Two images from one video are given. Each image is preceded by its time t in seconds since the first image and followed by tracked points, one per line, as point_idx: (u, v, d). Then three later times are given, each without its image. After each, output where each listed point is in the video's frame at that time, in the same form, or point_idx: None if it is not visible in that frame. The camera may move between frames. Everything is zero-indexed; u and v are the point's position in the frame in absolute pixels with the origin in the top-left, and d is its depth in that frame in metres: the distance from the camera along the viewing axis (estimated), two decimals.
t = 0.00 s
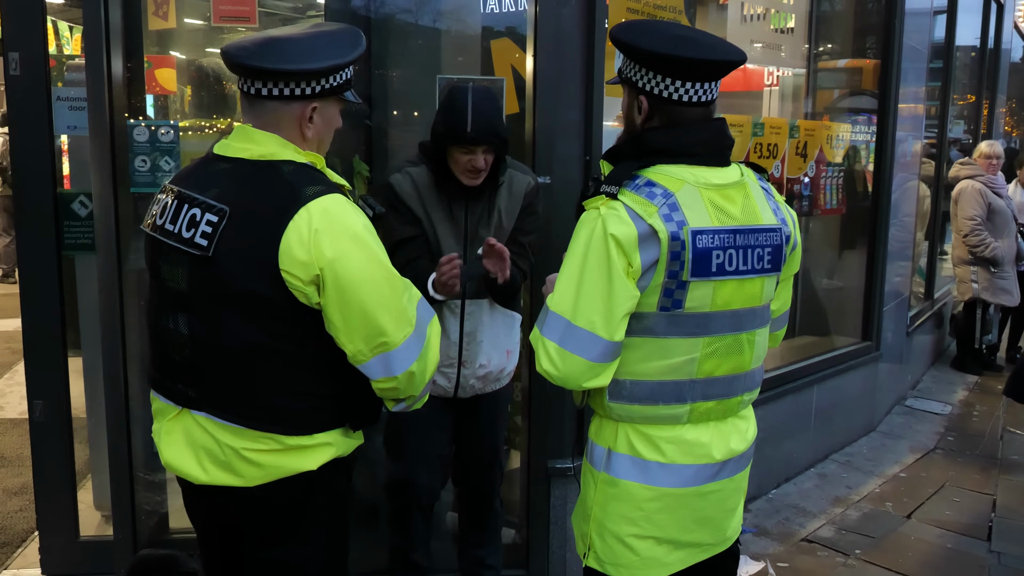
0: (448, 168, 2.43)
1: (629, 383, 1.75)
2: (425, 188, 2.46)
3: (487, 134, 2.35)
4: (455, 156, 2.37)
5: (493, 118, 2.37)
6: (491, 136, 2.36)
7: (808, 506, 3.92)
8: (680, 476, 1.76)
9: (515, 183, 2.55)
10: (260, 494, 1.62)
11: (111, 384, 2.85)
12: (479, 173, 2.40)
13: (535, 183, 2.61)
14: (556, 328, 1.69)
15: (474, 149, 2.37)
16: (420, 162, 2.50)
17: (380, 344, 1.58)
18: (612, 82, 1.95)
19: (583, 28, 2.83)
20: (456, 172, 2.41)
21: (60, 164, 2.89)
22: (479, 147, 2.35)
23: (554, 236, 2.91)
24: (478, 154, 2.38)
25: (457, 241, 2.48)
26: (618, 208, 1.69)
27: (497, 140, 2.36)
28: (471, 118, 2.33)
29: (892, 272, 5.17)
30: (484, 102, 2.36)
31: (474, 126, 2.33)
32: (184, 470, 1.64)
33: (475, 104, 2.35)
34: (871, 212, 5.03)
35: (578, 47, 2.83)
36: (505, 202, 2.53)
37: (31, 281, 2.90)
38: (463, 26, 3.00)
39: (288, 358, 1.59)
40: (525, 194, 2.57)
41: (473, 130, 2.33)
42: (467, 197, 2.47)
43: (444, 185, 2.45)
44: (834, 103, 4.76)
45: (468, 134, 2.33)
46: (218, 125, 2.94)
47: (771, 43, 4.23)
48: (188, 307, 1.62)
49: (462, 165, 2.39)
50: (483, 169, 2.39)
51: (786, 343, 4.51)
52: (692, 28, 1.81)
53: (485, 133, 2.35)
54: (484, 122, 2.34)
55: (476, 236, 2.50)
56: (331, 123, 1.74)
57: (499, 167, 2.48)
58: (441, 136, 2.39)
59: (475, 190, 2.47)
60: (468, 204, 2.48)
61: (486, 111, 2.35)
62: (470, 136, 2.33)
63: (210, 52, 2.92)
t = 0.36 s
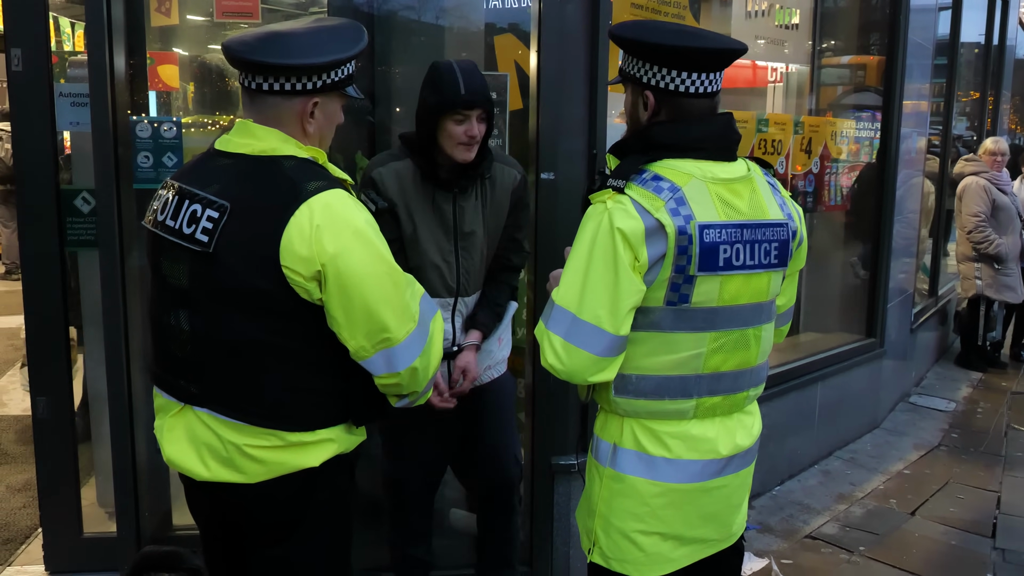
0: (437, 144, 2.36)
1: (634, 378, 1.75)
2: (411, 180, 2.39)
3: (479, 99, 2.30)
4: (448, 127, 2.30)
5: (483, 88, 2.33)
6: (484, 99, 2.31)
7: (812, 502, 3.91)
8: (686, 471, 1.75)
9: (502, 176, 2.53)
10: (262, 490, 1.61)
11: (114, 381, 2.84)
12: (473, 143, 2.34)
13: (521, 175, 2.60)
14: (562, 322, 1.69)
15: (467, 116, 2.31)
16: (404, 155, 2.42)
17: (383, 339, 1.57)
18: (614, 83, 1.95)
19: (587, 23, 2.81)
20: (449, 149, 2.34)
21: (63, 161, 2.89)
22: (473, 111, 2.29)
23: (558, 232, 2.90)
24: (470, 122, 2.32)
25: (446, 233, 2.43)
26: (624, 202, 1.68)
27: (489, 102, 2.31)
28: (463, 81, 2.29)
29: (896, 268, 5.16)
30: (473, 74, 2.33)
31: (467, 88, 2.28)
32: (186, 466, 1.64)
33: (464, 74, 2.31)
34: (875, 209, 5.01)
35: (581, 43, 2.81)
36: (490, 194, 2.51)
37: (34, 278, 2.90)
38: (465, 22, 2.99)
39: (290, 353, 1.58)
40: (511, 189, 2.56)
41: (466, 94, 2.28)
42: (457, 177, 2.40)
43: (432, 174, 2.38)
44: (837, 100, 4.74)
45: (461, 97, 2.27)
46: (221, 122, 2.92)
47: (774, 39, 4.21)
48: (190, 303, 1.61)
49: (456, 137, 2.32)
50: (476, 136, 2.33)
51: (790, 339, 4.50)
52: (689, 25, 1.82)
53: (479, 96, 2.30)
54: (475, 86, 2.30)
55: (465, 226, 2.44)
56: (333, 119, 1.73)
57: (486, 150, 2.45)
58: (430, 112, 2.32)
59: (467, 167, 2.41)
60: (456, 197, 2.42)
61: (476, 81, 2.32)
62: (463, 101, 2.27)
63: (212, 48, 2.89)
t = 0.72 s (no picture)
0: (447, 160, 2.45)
1: (638, 374, 1.74)
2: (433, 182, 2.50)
3: (468, 130, 2.29)
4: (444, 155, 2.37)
5: (480, 112, 2.29)
6: (474, 135, 2.29)
7: (816, 498, 3.90)
8: (689, 467, 1.74)
9: (527, 188, 2.51)
10: (263, 488, 1.61)
11: (115, 379, 2.84)
12: (469, 171, 2.39)
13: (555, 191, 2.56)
14: (565, 318, 1.67)
15: (457, 150, 2.34)
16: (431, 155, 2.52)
17: (384, 336, 1.56)
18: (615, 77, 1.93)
19: (590, 18, 2.79)
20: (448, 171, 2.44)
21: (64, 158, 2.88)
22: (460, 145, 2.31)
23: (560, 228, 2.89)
24: (462, 155, 2.34)
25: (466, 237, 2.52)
26: (627, 198, 1.67)
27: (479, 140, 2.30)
28: (456, 116, 2.29)
29: (900, 263, 5.14)
30: (473, 103, 2.29)
31: (455, 121, 2.29)
32: (187, 464, 1.63)
33: (462, 105, 2.29)
34: (879, 204, 4.99)
35: (583, 37, 2.80)
36: (516, 201, 2.52)
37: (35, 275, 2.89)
38: (466, 18, 2.97)
39: (289, 350, 1.57)
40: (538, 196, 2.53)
41: (454, 128, 2.29)
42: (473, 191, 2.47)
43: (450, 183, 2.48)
44: (840, 95, 4.72)
45: (451, 131, 2.30)
46: (222, 119, 2.90)
47: (777, 33, 4.19)
48: (190, 300, 1.60)
49: (451, 164, 2.39)
50: (469, 168, 2.37)
51: (793, 335, 4.49)
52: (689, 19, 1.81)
53: (466, 129, 2.28)
54: (466, 116, 2.28)
55: (482, 231, 2.52)
56: (333, 114, 1.72)
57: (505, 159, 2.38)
58: (435, 134, 2.38)
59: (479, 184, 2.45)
60: (474, 203, 2.49)
61: (470, 106, 2.29)
62: (453, 136, 2.30)
63: (213, 45, 2.87)
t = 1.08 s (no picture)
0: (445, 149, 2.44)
1: (637, 368, 1.73)
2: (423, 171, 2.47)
3: (485, 120, 2.34)
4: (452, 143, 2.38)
5: (493, 104, 2.35)
6: (487, 121, 2.34)
7: (817, 492, 3.90)
8: (689, 462, 1.74)
9: (518, 174, 2.52)
10: (263, 484, 1.60)
11: (115, 376, 2.83)
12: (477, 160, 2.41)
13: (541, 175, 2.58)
14: (563, 313, 1.67)
15: (470, 137, 2.36)
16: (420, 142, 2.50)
17: (384, 331, 1.56)
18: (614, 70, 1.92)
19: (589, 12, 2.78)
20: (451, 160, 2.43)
21: (62, 155, 2.88)
22: (477, 134, 2.34)
23: (560, 222, 2.88)
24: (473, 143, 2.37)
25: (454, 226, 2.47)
26: (625, 191, 1.66)
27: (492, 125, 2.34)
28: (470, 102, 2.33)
29: (900, 256, 5.13)
30: (484, 89, 2.35)
31: (472, 110, 2.32)
32: (186, 461, 1.63)
33: (475, 91, 2.34)
34: (879, 198, 4.98)
35: (582, 31, 2.78)
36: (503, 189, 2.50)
37: (34, 273, 2.89)
38: (466, 13, 2.95)
39: (289, 346, 1.56)
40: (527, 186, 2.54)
41: (471, 116, 2.32)
42: (465, 181, 2.45)
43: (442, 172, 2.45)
44: (839, 88, 4.70)
45: (467, 121, 2.33)
46: (221, 115, 2.89)
47: (777, 27, 4.17)
48: (188, 296, 1.60)
49: (458, 153, 2.39)
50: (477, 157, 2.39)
51: (794, 329, 4.49)
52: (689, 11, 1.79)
53: (484, 118, 2.33)
54: (483, 108, 2.33)
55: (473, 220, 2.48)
56: (331, 109, 1.71)
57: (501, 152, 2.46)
58: (439, 124, 2.38)
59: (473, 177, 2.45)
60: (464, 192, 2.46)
61: (485, 97, 2.34)
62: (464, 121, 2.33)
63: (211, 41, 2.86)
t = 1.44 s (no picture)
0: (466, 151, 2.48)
1: (635, 369, 1.72)
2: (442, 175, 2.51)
3: (501, 115, 2.41)
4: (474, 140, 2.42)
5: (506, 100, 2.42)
6: (505, 115, 2.41)
7: (816, 493, 3.90)
8: (687, 462, 1.73)
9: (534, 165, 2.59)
10: (260, 483, 1.60)
11: (114, 373, 2.83)
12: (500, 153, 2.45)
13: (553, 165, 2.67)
14: (561, 314, 1.66)
15: (490, 132, 2.41)
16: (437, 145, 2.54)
17: (381, 331, 1.55)
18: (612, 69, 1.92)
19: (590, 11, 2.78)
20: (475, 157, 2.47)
21: (61, 153, 2.87)
22: (495, 125, 2.39)
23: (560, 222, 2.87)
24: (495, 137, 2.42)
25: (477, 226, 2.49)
26: (622, 192, 1.66)
27: (511, 118, 2.41)
28: (484, 99, 2.41)
29: (900, 257, 5.13)
30: (495, 87, 2.43)
31: (487, 105, 2.40)
32: (183, 460, 1.62)
33: (486, 90, 2.42)
34: (880, 198, 4.98)
35: (582, 30, 2.78)
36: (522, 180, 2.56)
37: (32, 270, 2.88)
38: (466, 12, 2.95)
39: (286, 345, 1.56)
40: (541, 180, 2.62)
41: (486, 110, 2.40)
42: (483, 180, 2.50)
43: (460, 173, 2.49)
44: (840, 88, 4.69)
45: (483, 114, 2.39)
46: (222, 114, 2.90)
47: (778, 27, 4.16)
48: (186, 294, 1.59)
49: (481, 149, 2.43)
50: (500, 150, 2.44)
51: (793, 330, 4.48)
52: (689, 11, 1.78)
53: (499, 112, 2.40)
54: (497, 103, 2.40)
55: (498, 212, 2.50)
56: (329, 107, 1.71)
57: (518, 150, 2.53)
58: (456, 125, 2.45)
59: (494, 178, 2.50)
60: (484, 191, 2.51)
61: (499, 94, 2.42)
62: (484, 117, 2.39)
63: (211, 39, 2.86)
